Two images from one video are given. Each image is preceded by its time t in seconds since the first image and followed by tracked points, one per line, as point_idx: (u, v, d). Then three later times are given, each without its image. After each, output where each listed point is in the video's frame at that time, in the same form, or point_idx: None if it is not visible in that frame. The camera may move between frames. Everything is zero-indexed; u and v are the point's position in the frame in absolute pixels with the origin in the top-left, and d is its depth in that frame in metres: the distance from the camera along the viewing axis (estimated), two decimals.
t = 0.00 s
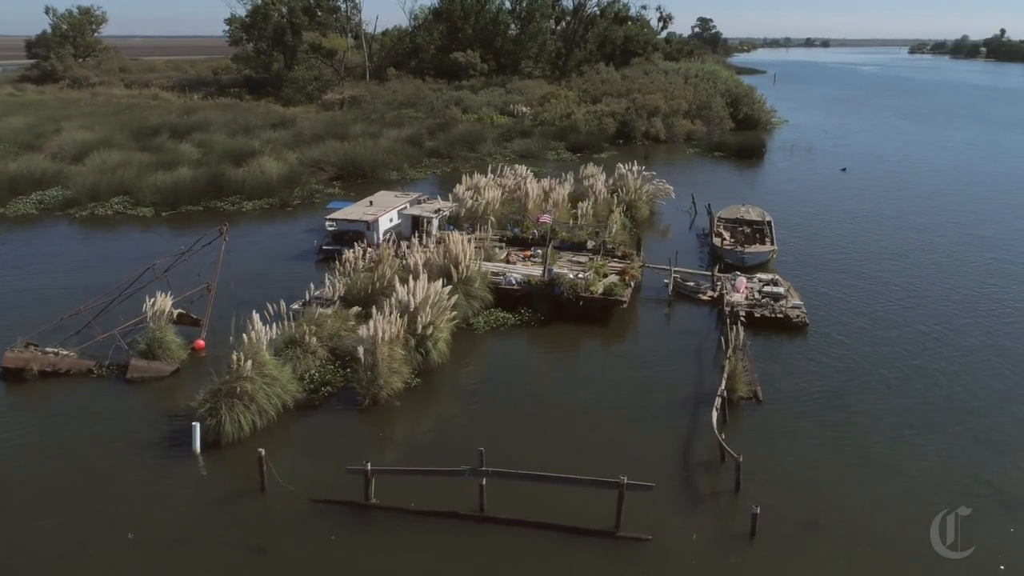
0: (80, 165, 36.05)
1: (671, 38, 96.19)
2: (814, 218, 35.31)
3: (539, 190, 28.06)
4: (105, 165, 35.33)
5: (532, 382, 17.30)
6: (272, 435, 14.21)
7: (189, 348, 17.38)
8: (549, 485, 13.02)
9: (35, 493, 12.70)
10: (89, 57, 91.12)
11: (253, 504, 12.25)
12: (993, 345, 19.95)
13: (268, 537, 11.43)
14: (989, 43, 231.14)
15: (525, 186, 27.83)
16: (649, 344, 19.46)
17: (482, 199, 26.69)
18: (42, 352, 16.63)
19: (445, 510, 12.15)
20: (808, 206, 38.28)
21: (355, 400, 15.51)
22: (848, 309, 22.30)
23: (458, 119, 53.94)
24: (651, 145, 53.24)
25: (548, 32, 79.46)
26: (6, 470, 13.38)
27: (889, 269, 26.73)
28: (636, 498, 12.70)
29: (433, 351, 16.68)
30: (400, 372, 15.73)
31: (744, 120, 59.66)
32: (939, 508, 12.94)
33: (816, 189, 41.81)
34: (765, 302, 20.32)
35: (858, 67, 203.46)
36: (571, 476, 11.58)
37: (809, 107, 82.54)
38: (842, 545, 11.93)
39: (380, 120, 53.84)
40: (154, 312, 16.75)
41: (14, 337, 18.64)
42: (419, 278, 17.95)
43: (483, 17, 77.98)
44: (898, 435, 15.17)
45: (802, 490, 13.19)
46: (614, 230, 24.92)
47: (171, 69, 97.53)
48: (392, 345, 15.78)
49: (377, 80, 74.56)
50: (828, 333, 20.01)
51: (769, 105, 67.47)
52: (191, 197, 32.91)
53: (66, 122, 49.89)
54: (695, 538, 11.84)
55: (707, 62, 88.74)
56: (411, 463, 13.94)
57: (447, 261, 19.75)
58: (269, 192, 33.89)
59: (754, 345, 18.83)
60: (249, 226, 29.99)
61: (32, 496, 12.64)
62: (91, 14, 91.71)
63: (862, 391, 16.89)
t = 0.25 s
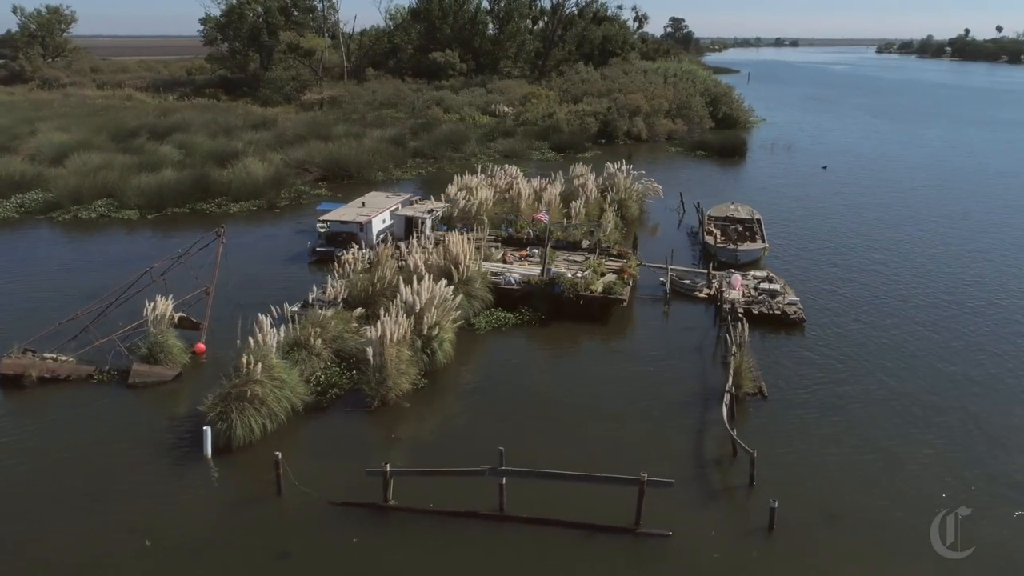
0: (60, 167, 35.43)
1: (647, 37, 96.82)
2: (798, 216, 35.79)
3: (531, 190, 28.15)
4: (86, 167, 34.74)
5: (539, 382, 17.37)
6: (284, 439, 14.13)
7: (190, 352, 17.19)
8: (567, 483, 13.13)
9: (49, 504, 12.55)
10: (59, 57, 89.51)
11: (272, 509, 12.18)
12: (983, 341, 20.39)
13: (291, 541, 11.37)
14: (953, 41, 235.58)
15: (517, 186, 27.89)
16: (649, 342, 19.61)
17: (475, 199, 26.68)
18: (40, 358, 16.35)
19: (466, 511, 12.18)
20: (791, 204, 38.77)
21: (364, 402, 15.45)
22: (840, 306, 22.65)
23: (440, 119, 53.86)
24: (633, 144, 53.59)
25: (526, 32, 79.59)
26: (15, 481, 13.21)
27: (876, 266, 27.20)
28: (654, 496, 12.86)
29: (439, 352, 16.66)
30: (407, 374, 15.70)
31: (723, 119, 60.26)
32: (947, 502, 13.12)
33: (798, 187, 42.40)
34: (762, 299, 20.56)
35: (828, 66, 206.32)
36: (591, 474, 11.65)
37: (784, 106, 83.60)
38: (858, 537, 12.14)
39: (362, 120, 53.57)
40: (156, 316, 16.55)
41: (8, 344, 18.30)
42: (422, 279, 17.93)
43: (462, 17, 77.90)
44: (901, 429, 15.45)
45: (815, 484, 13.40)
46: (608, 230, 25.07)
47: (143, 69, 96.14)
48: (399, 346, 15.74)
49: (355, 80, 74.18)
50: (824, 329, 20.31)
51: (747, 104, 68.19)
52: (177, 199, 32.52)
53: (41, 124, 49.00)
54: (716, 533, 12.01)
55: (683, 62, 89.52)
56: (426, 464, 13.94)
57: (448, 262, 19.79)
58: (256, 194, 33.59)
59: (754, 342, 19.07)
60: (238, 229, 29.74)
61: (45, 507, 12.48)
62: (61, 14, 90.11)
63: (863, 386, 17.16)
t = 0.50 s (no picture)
0: (45, 169, 34.92)
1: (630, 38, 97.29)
2: (788, 214, 36.13)
3: (526, 190, 28.19)
4: (73, 168, 34.28)
5: (545, 381, 17.42)
6: (296, 441, 14.07)
7: (194, 354, 17.04)
8: (583, 481, 13.20)
9: (61, 510, 12.43)
10: (35, 57, 88.16)
11: (290, 512, 12.14)
12: (977, 337, 20.72)
13: (311, 544, 11.34)
14: (927, 40, 238.81)
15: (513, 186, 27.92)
16: (651, 340, 19.74)
17: (471, 199, 26.68)
18: (41, 362, 16.12)
19: (486, 510, 12.21)
20: (780, 202, 39.15)
21: (373, 403, 15.41)
22: (836, 304, 22.93)
23: (427, 119, 53.76)
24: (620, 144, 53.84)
25: (510, 32, 79.63)
26: (24, 487, 13.06)
27: (867, 264, 27.54)
28: (669, 493, 12.98)
29: (446, 352, 16.64)
30: (416, 374, 15.69)
31: (707, 118, 60.65)
32: (955, 497, 13.30)
33: (785, 186, 42.79)
34: (761, 296, 20.75)
35: (806, 65, 208.03)
36: (610, 473, 11.71)
37: (767, 104, 84.36)
38: (871, 531, 12.31)
39: (348, 120, 53.33)
40: (160, 318, 16.39)
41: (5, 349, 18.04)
42: (427, 279, 17.92)
43: (445, 17, 77.77)
44: (905, 424, 15.66)
45: (826, 479, 13.57)
46: (605, 229, 25.17)
47: (122, 69, 94.98)
48: (408, 347, 15.72)
49: (339, 80, 73.83)
50: (822, 326, 20.54)
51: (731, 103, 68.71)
52: (167, 201, 32.20)
53: (23, 125, 48.30)
54: (732, 529, 12.14)
55: (665, 61, 90.00)
56: (440, 465, 13.95)
57: (450, 262, 19.80)
58: (247, 195, 33.34)
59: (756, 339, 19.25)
60: (230, 231, 29.48)
61: (57, 513, 12.35)
62: (37, 13, 88.76)
63: (866, 382, 17.38)
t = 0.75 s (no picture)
0: (32, 171, 34.41)
1: (613, 38, 97.75)
2: (778, 213, 36.51)
3: (523, 190, 28.24)
4: (61, 170, 33.80)
5: (555, 380, 17.51)
6: (312, 443, 14.01)
7: (201, 358, 16.92)
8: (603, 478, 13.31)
9: (81, 517, 12.33)
10: (11, 58, 86.72)
11: (315, 514, 12.13)
12: (974, 332, 21.11)
13: (338, 545, 11.35)
14: (901, 40, 242.24)
15: (509, 186, 27.97)
16: (656, 338, 19.89)
17: (469, 200, 26.68)
18: (47, 366, 15.94)
19: (511, 509, 12.27)
20: (769, 201, 39.57)
21: (387, 404, 15.39)
22: (834, 301, 23.25)
23: (415, 120, 53.67)
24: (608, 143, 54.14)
25: (495, 32, 79.65)
26: (41, 494, 12.94)
27: (861, 262, 27.94)
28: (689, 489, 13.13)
29: (457, 352, 16.64)
30: (429, 375, 15.68)
31: (693, 118, 61.06)
32: (967, 489, 13.55)
33: (773, 184, 43.22)
34: (763, 294, 20.96)
35: (784, 64, 209.93)
36: (632, 471, 11.77)
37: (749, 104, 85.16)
38: (890, 523, 12.52)
39: (336, 121, 53.09)
40: (168, 321, 16.28)
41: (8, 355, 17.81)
42: (435, 279, 17.91)
43: (429, 17, 77.62)
44: (912, 418, 15.93)
45: (841, 473, 13.79)
46: (604, 228, 25.28)
47: (100, 70, 93.67)
48: (421, 347, 15.70)
49: (324, 80, 73.45)
50: (823, 322, 20.81)
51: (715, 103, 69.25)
52: (159, 203, 31.87)
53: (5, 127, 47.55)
54: (754, 524, 12.31)
55: (648, 61, 90.46)
56: (460, 464, 14.00)
57: (456, 262, 19.82)
58: (239, 197, 33.09)
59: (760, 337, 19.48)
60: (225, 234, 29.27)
61: (78, 520, 12.24)
62: (12, 13, 87.30)
63: (870, 377, 17.65)
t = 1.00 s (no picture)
0: (20, 173, 33.95)
1: (598, 38, 98.06)
2: (770, 211, 36.78)
3: (520, 190, 28.25)
4: (50, 171, 33.38)
5: (563, 380, 17.56)
6: (326, 445, 13.96)
7: (208, 360, 16.81)
8: (620, 476, 13.39)
9: (97, 522, 12.22)
10: None
11: (335, 515, 12.10)
12: (970, 328, 21.41)
13: (362, 546, 11.34)
14: (880, 41, 244.92)
15: (507, 186, 27.97)
16: (660, 336, 20.00)
17: (467, 200, 26.65)
18: (53, 370, 15.76)
19: (531, 508, 12.32)
20: (760, 199, 39.90)
21: (399, 404, 15.36)
22: (833, 298, 23.50)
23: (405, 120, 53.53)
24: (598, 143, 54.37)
25: (482, 32, 79.60)
26: (55, 499, 12.82)
27: (856, 260, 28.25)
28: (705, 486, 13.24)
29: (466, 352, 16.64)
30: (440, 375, 15.67)
31: (681, 117, 61.39)
32: (968, 488, 13.59)
33: (763, 183, 43.55)
34: (764, 292, 21.11)
35: (765, 64, 211.51)
36: (653, 468, 11.84)
37: (734, 103, 85.83)
38: (903, 518, 12.70)
39: (325, 121, 52.83)
40: (176, 323, 16.17)
41: (10, 360, 17.61)
42: (442, 280, 17.90)
43: (416, 17, 77.42)
44: (918, 413, 16.14)
45: (852, 468, 13.96)
46: (604, 227, 25.35)
47: (81, 70, 92.49)
48: (431, 347, 15.68)
49: (310, 81, 73.05)
50: (824, 319, 21.03)
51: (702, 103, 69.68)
52: (151, 204, 31.56)
53: None
54: (772, 520, 12.44)
55: (633, 61, 90.79)
56: (477, 464, 14.04)
57: (460, 262, 19.81)
58: (232, 198, 32.85)
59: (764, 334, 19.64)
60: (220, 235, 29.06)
61: (94, 525, 12.14)
62: None
63: (874, 373, 17.85)
